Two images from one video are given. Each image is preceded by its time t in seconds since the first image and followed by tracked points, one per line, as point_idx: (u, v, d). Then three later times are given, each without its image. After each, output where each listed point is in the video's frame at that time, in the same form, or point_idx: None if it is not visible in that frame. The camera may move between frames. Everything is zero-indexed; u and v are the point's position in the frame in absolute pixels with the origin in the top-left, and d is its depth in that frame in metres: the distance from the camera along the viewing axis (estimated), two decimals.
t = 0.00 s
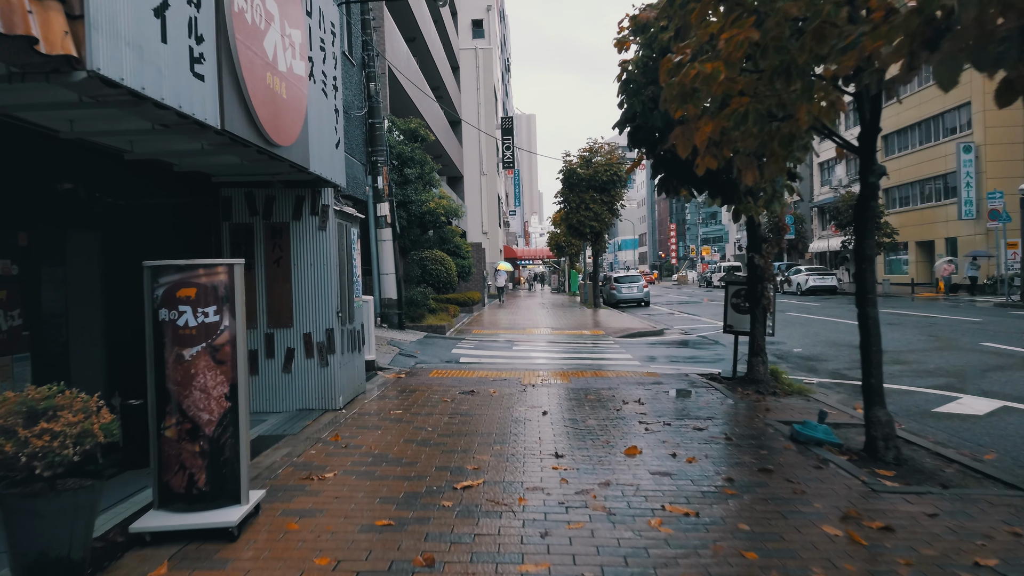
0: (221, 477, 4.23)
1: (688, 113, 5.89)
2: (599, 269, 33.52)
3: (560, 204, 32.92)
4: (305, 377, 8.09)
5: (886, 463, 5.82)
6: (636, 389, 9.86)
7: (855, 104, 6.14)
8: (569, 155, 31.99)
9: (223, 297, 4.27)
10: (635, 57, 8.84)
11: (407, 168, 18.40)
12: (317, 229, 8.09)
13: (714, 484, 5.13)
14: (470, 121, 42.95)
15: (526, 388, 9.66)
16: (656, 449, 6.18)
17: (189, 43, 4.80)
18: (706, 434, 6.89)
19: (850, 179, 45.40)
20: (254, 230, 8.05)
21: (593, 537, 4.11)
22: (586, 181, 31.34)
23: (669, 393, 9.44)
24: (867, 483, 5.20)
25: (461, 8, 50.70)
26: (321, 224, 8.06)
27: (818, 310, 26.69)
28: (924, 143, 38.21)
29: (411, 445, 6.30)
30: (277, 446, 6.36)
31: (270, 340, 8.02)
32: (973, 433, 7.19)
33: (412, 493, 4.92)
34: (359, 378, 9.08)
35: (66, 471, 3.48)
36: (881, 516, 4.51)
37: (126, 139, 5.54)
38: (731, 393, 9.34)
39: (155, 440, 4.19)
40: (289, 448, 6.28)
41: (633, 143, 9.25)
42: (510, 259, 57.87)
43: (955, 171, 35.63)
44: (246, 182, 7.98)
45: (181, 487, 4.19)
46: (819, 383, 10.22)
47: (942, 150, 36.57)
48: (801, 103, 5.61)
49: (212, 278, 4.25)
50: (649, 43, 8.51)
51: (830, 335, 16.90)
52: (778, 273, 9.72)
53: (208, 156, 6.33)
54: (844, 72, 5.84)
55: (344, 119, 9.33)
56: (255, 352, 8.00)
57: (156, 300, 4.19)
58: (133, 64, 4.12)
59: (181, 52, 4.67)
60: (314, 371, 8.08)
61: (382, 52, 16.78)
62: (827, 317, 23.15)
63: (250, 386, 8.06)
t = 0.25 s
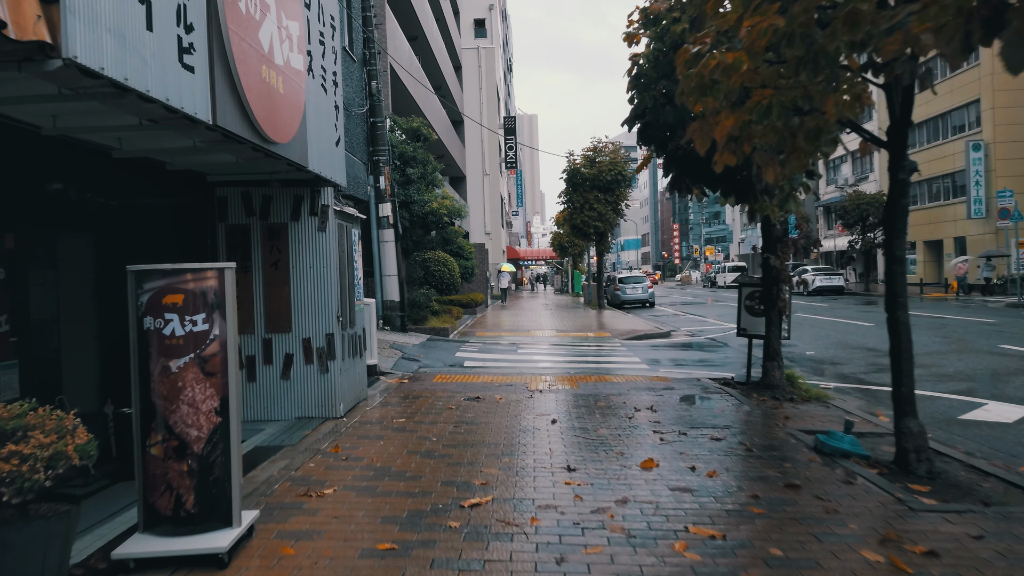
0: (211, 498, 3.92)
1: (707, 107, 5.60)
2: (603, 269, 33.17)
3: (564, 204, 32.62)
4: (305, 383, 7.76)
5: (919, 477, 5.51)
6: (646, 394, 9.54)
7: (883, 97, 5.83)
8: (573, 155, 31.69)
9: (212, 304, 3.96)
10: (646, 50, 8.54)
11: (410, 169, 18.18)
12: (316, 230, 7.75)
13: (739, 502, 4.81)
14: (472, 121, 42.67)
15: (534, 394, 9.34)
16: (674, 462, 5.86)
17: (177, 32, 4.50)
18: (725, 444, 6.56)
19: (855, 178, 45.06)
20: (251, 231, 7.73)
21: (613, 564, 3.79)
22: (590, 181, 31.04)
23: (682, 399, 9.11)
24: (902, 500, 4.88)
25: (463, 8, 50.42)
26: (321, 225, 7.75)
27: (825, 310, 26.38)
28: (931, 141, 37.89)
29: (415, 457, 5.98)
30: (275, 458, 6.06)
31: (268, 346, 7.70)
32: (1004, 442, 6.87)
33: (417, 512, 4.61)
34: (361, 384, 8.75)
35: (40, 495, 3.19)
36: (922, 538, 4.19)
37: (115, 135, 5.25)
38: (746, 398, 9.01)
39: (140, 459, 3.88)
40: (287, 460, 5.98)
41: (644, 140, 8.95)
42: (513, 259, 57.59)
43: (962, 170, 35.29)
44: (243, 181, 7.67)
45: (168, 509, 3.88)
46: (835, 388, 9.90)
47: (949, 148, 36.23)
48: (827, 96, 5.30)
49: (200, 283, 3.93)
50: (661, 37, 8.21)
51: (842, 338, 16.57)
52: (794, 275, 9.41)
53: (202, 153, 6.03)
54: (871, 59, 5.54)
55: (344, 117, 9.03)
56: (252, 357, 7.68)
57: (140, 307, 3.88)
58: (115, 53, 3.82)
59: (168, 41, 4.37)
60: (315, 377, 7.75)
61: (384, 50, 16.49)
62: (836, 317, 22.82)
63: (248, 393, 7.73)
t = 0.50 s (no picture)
0: (200, 513, 3.58)
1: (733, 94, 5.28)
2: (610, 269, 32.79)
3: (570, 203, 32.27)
4: (305, 384, 7.40)
5: (960, 489, 5.16)
6: (661, 397, 9.19)
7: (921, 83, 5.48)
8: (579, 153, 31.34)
9: (203, 302, 3.62)
10: (662, 39, 8.20)
11: (415, 165, 17.80)
12: (317, 226, 7.35)
13: (771, 517, 4.47)
14: (478, 119, 42.33)
15: (544, 397, 8.99)
16: (698, 472, 5.51)
17: (167, 8, 4.20)
18: (748, 451, 6.22)
19: (865, 177, 44.62)
20: (251, 227, 7.38)
21: None
22: (597, 180, 30.69)
23: (699, 401, 8.76)
24: (946, 515, 4.54)
25: (469, 6, 50.08)
26: (324, 221, 7.37)
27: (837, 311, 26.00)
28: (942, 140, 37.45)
29: (421, 465, 5.64)
30: (274, 466, 5.73)
31: (268, 346, 7.34)
32: None
33: (426, 527, 4.27)
34: (365, 386, 8.38)
35: None
36: (976, 558, 3.85)
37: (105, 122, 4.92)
38: (765, 402, 8.66)
39: (123, 470, 3.56)
40: (287, 468, 5.65)
41: (658, 134, 8.61)
42: (518, 259, 57.24)
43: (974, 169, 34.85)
44: (242, 174, 7.33)
45: (153, 525, 3.55)
46: (857, 391, 9.55)
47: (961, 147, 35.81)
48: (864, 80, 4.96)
49: (189, 280, 3.60)
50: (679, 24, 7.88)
51: (857, 339, 16.19)
52: (815, 273, 9.05)
53: (198, 143, 5.70)
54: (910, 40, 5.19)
55: (348, 110, 8.71)
56: (251, 358, 7.32)
57: (123, 305, 3.55)
58: (97, 28, 3.50)
59: (156, 17, 4.07)
60: (316, 380, 7.39)
61: (389, 44, 16.16)
62: (849, 318, 22.43)
63: (246, 395, 7.37)
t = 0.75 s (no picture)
0: (190, 544, 3.26)
1: (764, 86, 4.91)
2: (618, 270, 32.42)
3: (578, 204, 31.91)
4: (308, 392, 7.04)
5: (1008, 507, 4.81)
6: (678, 403, 8.84)
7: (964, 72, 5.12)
8: (587, 153, 30.99)
9: (192, 310, 3.30)
10: (681, 30, 7.87)
11: (421, 165, 17.55)
12: (321, 227, 7.02)
13: (810, 542, 4.12)
14: (484, 119, 42.00)
15: (557, 404, 8.63)
16: (726, 488, 5.16)
17: None
18: (777, 464, 5.86)
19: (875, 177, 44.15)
20: (252, 228, 7.04)
21: None
22: (605, 179, 30.33)
23: (718, 409, 8.40)
24: (1001, 539, 4.19)
25: (475, 6, 49.77)
26: (327, 221, 7.03)
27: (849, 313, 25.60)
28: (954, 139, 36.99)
29: (430, 481, 5.30)
30: (275, 482, 5.41)
31: (269, 353, 7.00)
32: None
33: (437, 553, 3.93)
34: (371, 394, 8.02)
35: None
36: None
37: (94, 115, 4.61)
38: (787, 409, 8.30)
39: (106, 496, 3.23)
40: (288, 484, 5.32)
41: (674, 131, 8.28)
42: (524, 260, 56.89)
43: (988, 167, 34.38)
44: (242, 173, 7.00)
45: (138, 555, 3.23)
46: (881, 398, 9.18)
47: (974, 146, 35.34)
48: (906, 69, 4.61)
49: (177, 286, 3.26)
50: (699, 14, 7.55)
51: (875, 341, 15.79)
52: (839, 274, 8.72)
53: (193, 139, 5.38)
54: (955, 27, 4.84)
55: (353, 106, 8.39)
56: (252, 365, 6.98)
57: (105, 314, 3.22)
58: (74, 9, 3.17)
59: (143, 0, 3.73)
60: (319, 388, 7.03)
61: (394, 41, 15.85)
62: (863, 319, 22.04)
63: (246, 404, 7.01)
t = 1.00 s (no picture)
0: (174, 568, 2.96)
1: (798, 68, 4.57)
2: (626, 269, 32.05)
3: (586, 202, 31.56)
4: (311, 396, 6.70)
5: None
6: (696, 406, 8.49)
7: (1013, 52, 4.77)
8: (595, 151, 30.64)
9: (177, 309, 2.99)
10: (700, 18, 7.53)
11: (428, 162, 17.26)
12: (324, 222, 6.69)
13: (855, 561, 3.79)
14: (491, 118, 41.66)
15: (569, 407, 8.28)
16: (756, 500, 4.82)
17: None
18: (807, 473, 5.51)
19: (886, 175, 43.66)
20: (251, 224, 6.69)
21: None
22: (614, 177, 29.97)
23: (738, 412, 8.05)
24: None
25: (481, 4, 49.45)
26: (331, 217, 6.70)
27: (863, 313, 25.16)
28: (967, 136, 36.49)
29: (440, 492, 4.97)
30: (275, 492, 5.08)
31: (269, 354, 6.66)
32: None
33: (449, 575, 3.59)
34: (376, 397, 7.68)
35: None
36: None
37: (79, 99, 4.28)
38: (811, 413, 7.94)
39: (82, 516, 2.91)
40: (288, 494, 5.01)
41: (691, 123, 7.93)
42: (531, 259, 56.56)
43: (1001, 165, 33.91)
44: (241, 165, 6.68)
45: None
46: (908, 402, 8.81)
47: (987, 143, 34.87)
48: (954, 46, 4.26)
49: (160, 282, 2.95)
50: None
51: (893, 342, 15.41)
52: (864, 272, 8.35)
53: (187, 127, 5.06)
54: (1006, 3, 4.49)
55: (357, 98, 8.05)
56: (251, 367, 6.64)
57: (80, 313, 2.89)
58: None
59: None
60: (323, 391, 6.69)
61: (400, 35, 15.54)
62: (878, 320, 21.62)
63: (245, 408, 6.67)
